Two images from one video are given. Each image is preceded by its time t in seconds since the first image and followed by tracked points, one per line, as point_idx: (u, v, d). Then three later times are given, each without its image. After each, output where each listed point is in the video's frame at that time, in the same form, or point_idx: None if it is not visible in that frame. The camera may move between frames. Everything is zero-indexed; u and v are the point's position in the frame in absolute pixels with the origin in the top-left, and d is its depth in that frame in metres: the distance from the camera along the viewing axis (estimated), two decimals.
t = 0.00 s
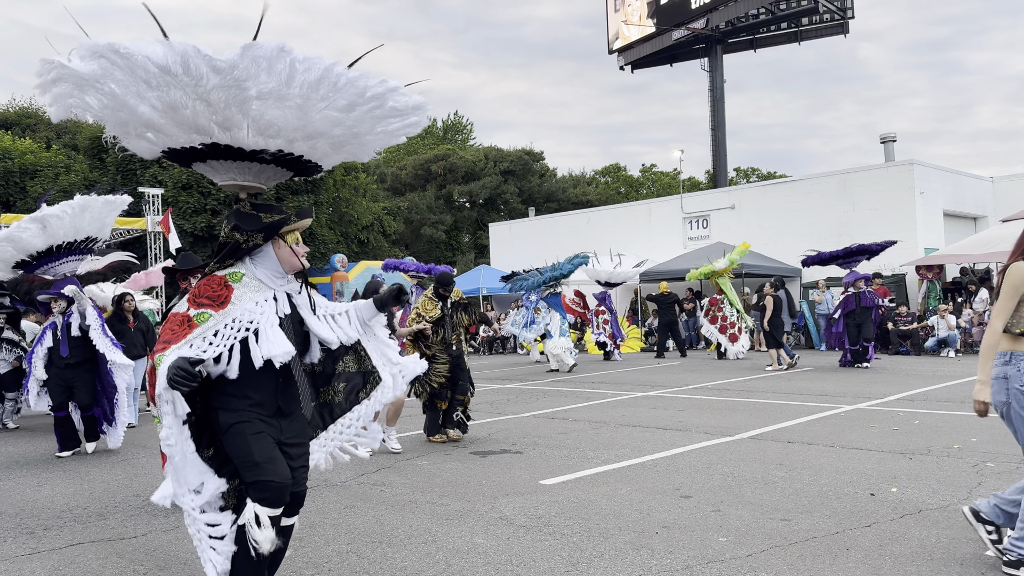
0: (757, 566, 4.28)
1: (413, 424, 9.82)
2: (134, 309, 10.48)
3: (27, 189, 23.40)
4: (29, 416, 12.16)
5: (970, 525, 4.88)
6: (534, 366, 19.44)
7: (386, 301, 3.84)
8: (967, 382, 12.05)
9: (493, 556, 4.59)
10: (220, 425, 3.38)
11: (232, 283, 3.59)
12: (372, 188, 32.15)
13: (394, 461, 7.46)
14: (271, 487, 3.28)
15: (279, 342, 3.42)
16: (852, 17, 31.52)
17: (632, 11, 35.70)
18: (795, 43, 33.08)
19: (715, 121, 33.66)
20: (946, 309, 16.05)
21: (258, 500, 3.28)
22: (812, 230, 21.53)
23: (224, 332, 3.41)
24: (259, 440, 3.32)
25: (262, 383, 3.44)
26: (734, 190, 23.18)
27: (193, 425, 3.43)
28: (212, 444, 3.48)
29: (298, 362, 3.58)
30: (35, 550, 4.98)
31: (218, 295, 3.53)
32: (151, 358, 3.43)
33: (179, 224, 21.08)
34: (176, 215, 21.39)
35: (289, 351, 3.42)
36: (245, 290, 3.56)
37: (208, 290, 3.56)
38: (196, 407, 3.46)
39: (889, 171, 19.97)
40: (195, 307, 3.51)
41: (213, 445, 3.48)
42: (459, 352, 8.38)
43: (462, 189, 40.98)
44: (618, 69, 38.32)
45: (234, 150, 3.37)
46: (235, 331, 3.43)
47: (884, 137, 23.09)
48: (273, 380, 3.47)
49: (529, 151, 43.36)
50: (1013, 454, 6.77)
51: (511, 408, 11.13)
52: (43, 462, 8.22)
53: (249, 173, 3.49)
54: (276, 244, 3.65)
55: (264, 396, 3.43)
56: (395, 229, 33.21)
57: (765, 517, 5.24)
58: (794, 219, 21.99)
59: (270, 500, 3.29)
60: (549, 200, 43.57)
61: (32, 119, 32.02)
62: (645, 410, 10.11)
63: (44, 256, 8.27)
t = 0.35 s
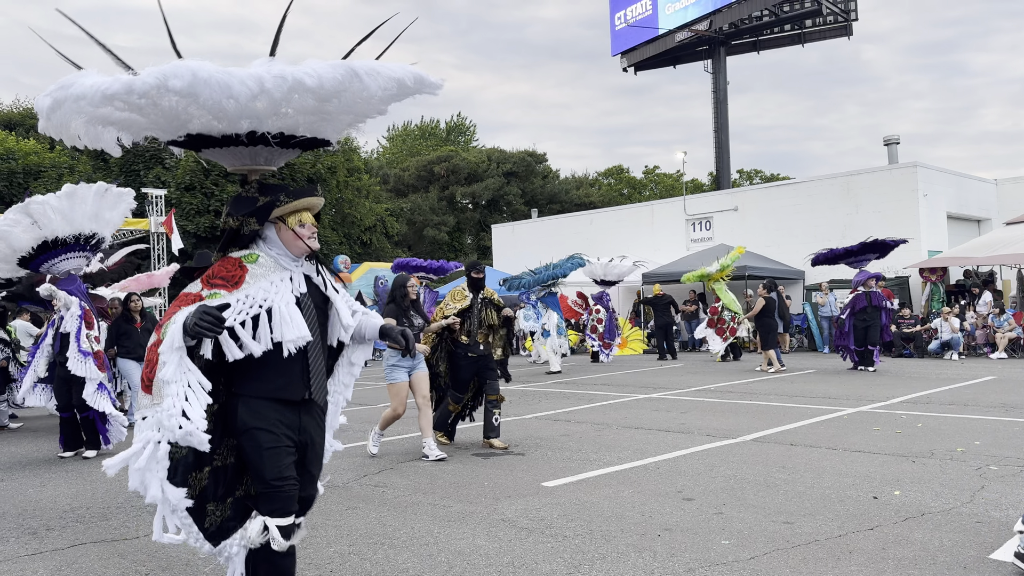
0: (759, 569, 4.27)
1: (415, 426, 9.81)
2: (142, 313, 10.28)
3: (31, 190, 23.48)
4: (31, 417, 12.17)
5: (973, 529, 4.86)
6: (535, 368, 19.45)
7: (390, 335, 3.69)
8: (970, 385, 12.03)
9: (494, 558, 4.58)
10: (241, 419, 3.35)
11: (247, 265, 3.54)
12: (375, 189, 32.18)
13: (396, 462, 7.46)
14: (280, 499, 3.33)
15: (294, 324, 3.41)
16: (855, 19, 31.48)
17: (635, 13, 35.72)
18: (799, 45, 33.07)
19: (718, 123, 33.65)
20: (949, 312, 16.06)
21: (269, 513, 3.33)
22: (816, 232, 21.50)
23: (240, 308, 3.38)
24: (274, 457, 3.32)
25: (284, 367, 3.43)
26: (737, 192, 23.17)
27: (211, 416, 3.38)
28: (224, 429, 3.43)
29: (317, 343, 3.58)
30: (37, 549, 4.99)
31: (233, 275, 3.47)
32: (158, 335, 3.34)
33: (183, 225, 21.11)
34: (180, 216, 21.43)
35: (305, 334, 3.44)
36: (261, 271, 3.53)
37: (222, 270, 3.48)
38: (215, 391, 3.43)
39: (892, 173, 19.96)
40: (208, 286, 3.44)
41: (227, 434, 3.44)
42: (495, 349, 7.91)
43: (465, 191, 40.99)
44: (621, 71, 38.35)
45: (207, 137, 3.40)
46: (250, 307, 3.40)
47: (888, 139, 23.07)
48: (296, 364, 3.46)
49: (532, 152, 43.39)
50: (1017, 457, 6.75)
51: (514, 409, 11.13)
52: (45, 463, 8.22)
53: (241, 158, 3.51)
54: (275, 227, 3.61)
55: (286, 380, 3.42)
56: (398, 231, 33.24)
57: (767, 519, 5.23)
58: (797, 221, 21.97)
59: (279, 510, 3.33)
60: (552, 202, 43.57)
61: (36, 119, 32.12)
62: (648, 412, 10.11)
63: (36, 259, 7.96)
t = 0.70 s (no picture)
0: (762, 571, 4.26)
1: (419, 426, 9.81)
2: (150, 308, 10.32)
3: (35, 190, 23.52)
4: (35, 416, 12.20)
5: (977, 531, 4.85)
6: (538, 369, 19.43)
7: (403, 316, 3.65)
8: (974, 387, 11.99)
9: (497, 558, 4.58)
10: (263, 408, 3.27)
11: (271, 247, 3.45)
12: (378, 189, 32.20)
13: (399, 462, 7.46)
14: (291, 487, 3.25)
15: (319, 308, 3.34)
16: (859, 20, 31.43)
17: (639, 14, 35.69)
18: (803, 46, 33.03)
19: (722, 124, 33.62)
20: (953, 314, 16.05)
21: (277, 503, 3.25)
22: (819, 233, 21.46)
23: (269, 291, 3.31)
24: (296, 442, 3.23)
25: (306, 350, 3.31)
26: (741, 193, 23.15)
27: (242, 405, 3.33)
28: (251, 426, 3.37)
29: (343, 325, 3.47)
30: (41, 548, 4.99)
31: (261, 257, 3.38)
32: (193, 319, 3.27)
33: (187, 225, 21.14)
34: (183, 216, 21.45)
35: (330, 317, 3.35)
36: (286, 253, 3.44)
37: (248, 253, 3.39)
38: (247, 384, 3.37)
39: (896, 174, 19.92)
40: (236, 269, 3.35)
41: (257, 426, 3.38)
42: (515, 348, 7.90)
43: (468, 191, 41.00)
44: (625, 72, 38.34)
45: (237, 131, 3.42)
46: (280, 291, 3.33)
47: (892, 140, 23.03)
48: (318, 348, 3.34)
49: (536, 153, 43.41)
50: (1021, 460, 6.73)
51: (517, 410, 11.13)
52: (48, 461, 8.23)
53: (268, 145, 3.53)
54: (286, 215, 3.51)
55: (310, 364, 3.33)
56: (401, 231, 33.27)
57: (771, 521, 5.22)
58: (800, 222, 21.94)
59: (286, 501, 3.25)
60: (555, 203, 43.56)
61: (41, 119, 32.28)
62: (652, 413, 10.10)
63: (45, 254, 8.13)
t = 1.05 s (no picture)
0: (765, 571, 4.26)
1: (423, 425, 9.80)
2: (161, 309, 10.36)
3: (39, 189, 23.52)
4: (38, 414, 12.21)
5: (981, 532, 4.83)
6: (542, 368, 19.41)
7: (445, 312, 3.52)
8: (978, 387, 11.98)
9: (500, 557, 4.59)
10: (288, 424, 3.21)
11: (287, 264, 3.41)
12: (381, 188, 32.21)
13: (403, 462, 7.45)
14: (325, 497, 3.15)
15: (339, 325, 3.27)
16: (864, 19, 31.37)
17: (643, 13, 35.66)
18: (807, 45, 32.97)
19: (726, 123, 33.56)
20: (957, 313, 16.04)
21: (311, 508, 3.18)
22: (823, 233, 21.42)
23: (282, 318, 3.28)
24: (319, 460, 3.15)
25: (325, 370, 3.27)
26: (745, 192, 23.13)
27: (262, 409, 3.27)
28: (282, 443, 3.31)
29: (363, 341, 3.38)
30: (46, 545, 5.01)
31: (275, 277, 3.36)
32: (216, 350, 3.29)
33: (190, 223, 21.14)
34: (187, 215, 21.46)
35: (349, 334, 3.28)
36: (301, 270, 3.40)
37: (264, 274, 3.39)
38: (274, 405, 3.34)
39: (901, 173, 19.89)
40: (253, 293, 3.36)
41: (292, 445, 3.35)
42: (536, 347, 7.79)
43: (471, 190, 40.99)
44: (628, 71, 38.32)
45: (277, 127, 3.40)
46: (296, 314, 3.29)
47: (896, 140, 23.00)
48: (336, 368, 3.29)
49: (540, 152, 43.42)
50: None
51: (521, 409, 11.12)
52: (52, 460, 8.24)
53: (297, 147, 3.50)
54: (305, 223, 3.46)
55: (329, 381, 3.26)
56: (404, 230, 33.27)
57: (773, 521, 5.21)
58: (803, 221, 21.92)
59: (322, 509, 3.17)
60: (559, 202, 43.58)
61: (45, 117, 32.33)
62: (655, 412, 10.10)
63: (60, 244, 7.75)
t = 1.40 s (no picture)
0: (767, 568, 4.26)
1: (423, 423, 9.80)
2: (175, 306, 10.34)
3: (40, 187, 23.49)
4: (40, 413, 12.22)
5: (982, 528, 4.83)
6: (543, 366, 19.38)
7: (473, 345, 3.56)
8: (979, 383, 11.99)
9: (502, 555, 4.59)
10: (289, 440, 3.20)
11: (292, 277, 3.43)
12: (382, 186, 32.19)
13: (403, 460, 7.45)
14: (336, 523, 3.12)
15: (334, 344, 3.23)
16: (865, 15, 31.33)
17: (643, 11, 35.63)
18: (808, 42, 32.94)
19: (726, 120, 33.52)
20: (959, 310, 16.06)
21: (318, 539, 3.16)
22: (824, 230, 21.39)
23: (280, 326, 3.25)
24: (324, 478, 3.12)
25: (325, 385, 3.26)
26: (746, 189, 23.11)
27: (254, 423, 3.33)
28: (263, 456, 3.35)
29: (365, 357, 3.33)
30: (48, 544, 5.01)
31: (278, 290, 3.35)
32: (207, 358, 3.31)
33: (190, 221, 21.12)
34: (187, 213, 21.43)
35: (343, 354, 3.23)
36: (305, 283, 3.40)
37: (267, 285, 3.37)
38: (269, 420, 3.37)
39: (902, 170, 19.87)
40: (253, 304, 3.32)
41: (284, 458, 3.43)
42: (551, 346, 7.60)
43: (472, 188, 40.95)
44: (629, 68, 38.27)
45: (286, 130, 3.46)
46: (292, 325, 3.28)
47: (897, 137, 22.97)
48: (339, 383, 3.27)
49: (540, 150, 43.40)
50: None
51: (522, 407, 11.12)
52: (54, 459, 8.24)
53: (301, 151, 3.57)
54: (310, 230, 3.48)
55: (332, 401, 3.24)
56: (405, 228, 33.25)
57: (775, 518, 5.21)
58: (804, 218, 21.90)
59: (335, 537, 3.13)
60: (560, 200, 43.56)
61: (45, 116, 32.30)
62: (656, 410, 10.09)
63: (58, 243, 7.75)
